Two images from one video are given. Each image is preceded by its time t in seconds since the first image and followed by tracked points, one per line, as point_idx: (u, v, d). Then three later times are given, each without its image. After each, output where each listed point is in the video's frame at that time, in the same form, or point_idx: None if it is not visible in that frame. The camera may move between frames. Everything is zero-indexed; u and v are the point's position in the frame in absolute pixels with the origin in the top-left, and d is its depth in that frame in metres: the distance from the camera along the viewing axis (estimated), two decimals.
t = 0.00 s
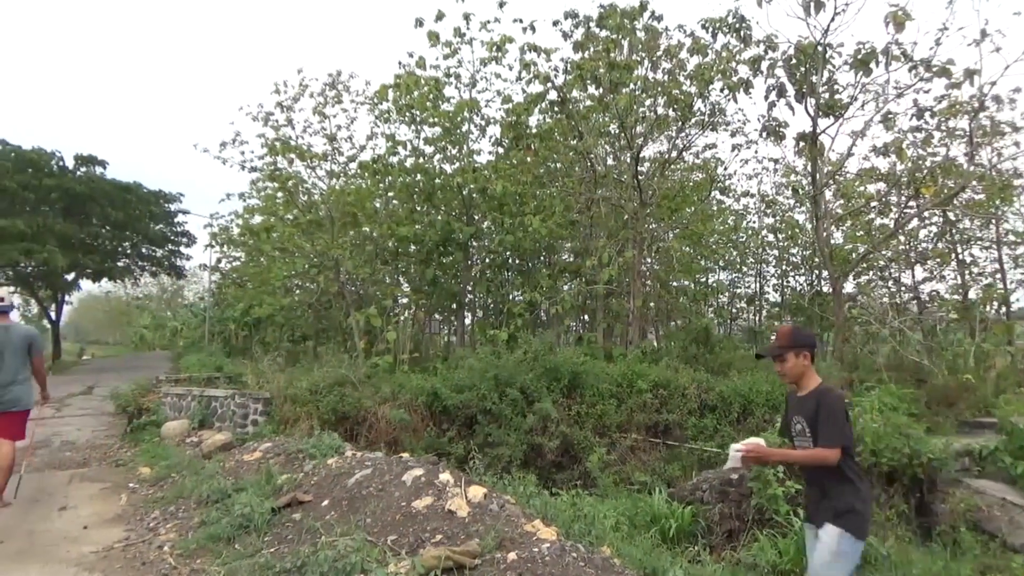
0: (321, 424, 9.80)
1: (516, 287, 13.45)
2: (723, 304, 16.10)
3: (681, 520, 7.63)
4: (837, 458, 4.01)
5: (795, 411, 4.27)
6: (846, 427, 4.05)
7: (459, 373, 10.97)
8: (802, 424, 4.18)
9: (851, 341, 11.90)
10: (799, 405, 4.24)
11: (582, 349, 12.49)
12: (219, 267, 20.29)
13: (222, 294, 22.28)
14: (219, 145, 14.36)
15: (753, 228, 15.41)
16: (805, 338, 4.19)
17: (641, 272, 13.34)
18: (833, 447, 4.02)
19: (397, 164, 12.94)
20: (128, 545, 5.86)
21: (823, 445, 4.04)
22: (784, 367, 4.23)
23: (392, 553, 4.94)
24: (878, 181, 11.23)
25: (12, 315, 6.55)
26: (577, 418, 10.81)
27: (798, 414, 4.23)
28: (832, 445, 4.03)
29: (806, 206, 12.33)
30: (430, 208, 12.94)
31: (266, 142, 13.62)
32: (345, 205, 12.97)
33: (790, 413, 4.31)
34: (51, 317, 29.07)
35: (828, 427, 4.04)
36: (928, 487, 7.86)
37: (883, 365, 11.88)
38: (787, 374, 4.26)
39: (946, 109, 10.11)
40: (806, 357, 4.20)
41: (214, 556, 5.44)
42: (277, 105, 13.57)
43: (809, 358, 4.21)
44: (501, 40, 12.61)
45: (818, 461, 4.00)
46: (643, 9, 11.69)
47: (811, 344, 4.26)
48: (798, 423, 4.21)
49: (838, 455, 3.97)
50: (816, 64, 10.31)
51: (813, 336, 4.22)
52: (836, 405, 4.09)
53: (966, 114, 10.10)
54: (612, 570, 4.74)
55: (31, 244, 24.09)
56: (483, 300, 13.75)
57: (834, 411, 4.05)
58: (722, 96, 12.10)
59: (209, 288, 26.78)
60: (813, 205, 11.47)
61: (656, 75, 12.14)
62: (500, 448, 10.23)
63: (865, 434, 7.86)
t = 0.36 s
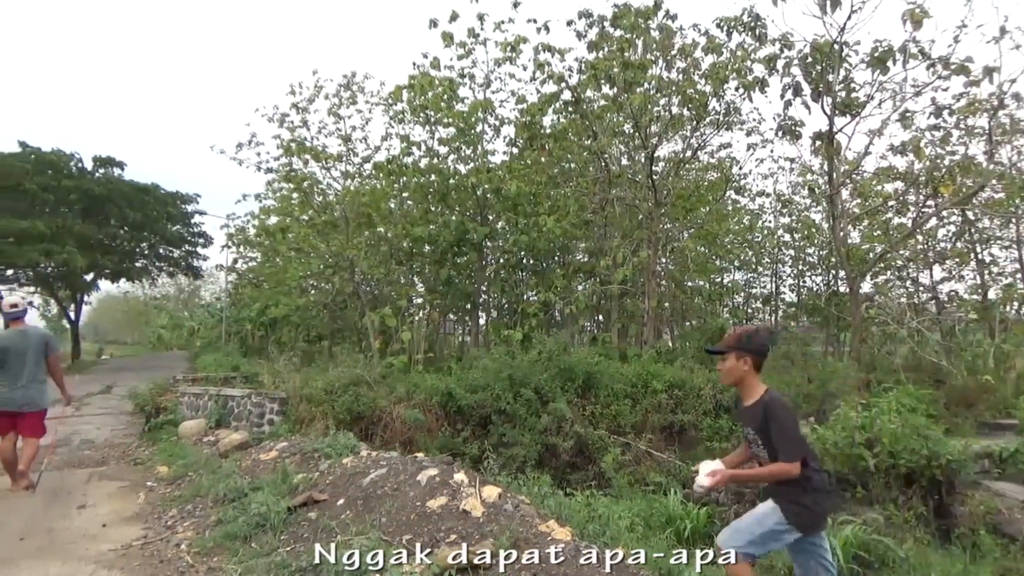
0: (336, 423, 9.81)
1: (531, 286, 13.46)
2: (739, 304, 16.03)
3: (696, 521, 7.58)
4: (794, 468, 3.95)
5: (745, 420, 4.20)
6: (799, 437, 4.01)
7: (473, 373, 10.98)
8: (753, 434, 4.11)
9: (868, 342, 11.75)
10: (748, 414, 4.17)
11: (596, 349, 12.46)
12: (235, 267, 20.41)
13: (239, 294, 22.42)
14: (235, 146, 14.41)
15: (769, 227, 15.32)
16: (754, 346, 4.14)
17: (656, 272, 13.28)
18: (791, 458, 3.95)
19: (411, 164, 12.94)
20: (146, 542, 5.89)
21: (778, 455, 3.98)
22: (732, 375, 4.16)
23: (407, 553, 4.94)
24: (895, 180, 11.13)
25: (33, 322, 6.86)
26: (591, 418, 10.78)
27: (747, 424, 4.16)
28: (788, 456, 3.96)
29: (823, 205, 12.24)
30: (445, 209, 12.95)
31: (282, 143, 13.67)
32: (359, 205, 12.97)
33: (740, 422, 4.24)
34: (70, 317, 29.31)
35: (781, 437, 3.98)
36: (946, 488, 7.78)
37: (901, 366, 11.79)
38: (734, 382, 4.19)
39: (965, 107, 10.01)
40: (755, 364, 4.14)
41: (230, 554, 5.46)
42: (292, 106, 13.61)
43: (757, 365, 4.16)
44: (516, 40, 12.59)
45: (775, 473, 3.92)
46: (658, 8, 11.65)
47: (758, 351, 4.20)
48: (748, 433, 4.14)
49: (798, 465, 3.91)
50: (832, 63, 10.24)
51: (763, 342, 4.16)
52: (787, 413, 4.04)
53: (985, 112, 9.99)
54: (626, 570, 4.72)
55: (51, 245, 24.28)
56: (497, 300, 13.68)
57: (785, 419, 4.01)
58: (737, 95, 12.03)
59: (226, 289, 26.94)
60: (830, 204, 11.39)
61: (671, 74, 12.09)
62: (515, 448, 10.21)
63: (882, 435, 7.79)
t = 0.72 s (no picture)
0: (355, 422, 9.83)
1: (549, 287, 13.48)
2: (759, 304, 15.94)
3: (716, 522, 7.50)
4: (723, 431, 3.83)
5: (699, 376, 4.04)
6: (735, 398, 3.83)
7: (492, 373, 10.97)
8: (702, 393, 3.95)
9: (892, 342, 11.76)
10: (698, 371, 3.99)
11: (615, 349, 12.41)
12: (256, 267, 20.54)
13: (260, 295, 22.57)
14: (255, 148, 14.49)
15: (789, 226, 15.20)
16: (697, 300, 3.91)
17: (675, 272, 13.23)
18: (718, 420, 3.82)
19: (429, 165, 12.95)
20: (169, 539, 5.93)
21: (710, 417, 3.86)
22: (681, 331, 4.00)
23: (426, 552, 4.93)
24: (918, 179, 10.99)
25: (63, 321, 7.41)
26: (610, 419, 10.74)
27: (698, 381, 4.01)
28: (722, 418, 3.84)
29: (844, 204, 12.12)
30: (463, 208, 13.05)
31: (301, 144, 13.73)
32: (378, 206, 13.06)
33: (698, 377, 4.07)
34: (94, 317, 29.63)
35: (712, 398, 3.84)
36: (971, 491, 7.68)
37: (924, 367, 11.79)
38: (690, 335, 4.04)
39: (989, 104, 9.87)
40: (701, 319, 3.92)
41: (252, 552, 5.48)
42: (311, 107, 13.65)
43: (706, 317, 3.93)
44: (534, 40, 12.57)
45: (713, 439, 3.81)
46: (676, 7, 11.58)
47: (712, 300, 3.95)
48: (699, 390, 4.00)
49: (720, 431, 3.79)
50: (853, 60, 10.14)
51: (708, 293, 3.91)
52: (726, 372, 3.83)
53: (1010, 109, 9.85)
54: (646, 572, 4.68)
55: (76, 246, 24.55)
56: (516, 300, 13.80)
57: (722, 378, 3.81)
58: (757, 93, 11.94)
59: (247, 289, 27.13)
60: (851, 203, 11.29)
61: (690, 73, 12.03)
62: (534, 448, 10.20)
63: (906, 437, 7.71)
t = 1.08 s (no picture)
0: (385, 422, 9.85)
1: (577, 286, 13.57)
2: (790, 305, 15.76)
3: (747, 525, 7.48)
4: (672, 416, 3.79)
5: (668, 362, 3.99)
6: (687, 383, 3.78)
7: (520, 373, 10.95)
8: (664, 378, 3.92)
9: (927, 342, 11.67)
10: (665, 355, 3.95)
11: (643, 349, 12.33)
12: (286, 268, 20.72)
13: (290, 295, 22.76)
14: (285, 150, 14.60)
15: (821, 226, 15.01)
16: (665, 283, 3.87)
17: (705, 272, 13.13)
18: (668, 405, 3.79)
19: (457, 166, 12.97)
20: (202, 536, 5.99)
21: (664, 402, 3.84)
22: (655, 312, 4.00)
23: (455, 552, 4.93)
24: (954, 176, 10.76)
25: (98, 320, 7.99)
26: (639, 420, 10.67)
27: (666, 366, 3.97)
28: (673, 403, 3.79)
29: (877, 202, 11.94)
30: (491, 209, 13.13)
31: (331, 146, 13.80)
32: (407, 207, 12.70)
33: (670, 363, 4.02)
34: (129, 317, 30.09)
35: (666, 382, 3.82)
36: (1010, 495, 7.54)
37: (961, 368, 11.45)
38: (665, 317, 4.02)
39: None
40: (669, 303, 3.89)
41: (283, 549, 5.51)
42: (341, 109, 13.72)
43: (674, 301, 3.89)
44: (561, 40, 12.53)
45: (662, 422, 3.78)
46: (705, 4, 11.48)
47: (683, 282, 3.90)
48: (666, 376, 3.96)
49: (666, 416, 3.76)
50: (886, 56, 9.98)
51: (676, 276, 3.86)
52: (685, 357, 3.77)
53: None
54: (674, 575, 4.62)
55: (112, 247, 24.93)
56: (544, 300, 13.88)
57: (681, 364, 3.77)
58: (788, 91, 11.80)
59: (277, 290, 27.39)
60: (885, 201, 11.13)
61: (719, 71, 11.91)
62: (562, 449, 10.17)
63: (941, 440, 7.55)
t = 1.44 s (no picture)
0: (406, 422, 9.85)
1: (597, 287, 13.36)
2: (813, 305, 15.63)
3: (769, 527, 7.41)
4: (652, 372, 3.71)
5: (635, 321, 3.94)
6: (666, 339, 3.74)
7: (541, 373, 10.93)
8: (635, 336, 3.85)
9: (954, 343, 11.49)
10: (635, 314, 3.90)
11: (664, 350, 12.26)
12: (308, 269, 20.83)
13: (312, 296, 22.89)
14: (307, 151, 14.68)
15: (845, 225, 14.85)
16: (642, 241, 3.86)
17: (727, 272, 13.05)
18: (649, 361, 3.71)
19: (478, 167, 12.97)
20: (226, 534, 6.02)
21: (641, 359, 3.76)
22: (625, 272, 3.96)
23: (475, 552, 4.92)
24: (981, 175, 10.57)
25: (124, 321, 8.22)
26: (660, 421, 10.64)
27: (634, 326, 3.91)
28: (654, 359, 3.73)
29: (902, 201, 11.80)
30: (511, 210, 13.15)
31: (352, 147, 13.86)
32: (428, 208, 12.96)
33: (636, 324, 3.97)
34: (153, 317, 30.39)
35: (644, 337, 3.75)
36: None
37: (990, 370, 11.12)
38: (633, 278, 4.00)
39: None
40: (646, 261, 3.87)
41: (305, 548, 5.52)
42: (362, 111, 13.77)
43: (650, 260, 3.89)
44: (581, 40, 12.50)
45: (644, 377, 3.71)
46: (727, 3, 11.40)
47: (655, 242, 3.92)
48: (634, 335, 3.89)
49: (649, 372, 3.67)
50: (911, 54, 9.84)
51: (653, 235, 3.88)
52: (664, 313, 3.75)
53: None
54: None
55: (137, 248, 25.20)
56: (564, 301, 13.72)
57: (660, 319, 3.75)
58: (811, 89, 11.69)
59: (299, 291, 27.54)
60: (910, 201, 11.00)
61: (741, 71, 11.83)
62: (583, 450, 10.13)
63: (969, 443, 7.42)
